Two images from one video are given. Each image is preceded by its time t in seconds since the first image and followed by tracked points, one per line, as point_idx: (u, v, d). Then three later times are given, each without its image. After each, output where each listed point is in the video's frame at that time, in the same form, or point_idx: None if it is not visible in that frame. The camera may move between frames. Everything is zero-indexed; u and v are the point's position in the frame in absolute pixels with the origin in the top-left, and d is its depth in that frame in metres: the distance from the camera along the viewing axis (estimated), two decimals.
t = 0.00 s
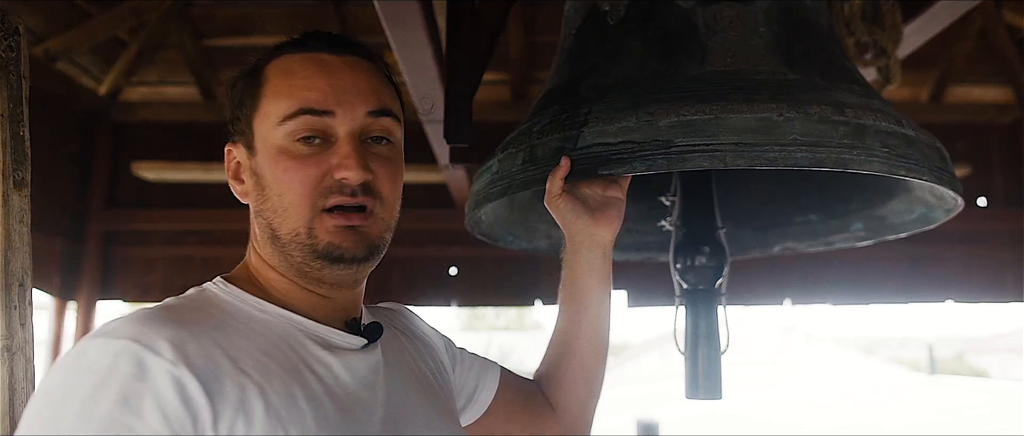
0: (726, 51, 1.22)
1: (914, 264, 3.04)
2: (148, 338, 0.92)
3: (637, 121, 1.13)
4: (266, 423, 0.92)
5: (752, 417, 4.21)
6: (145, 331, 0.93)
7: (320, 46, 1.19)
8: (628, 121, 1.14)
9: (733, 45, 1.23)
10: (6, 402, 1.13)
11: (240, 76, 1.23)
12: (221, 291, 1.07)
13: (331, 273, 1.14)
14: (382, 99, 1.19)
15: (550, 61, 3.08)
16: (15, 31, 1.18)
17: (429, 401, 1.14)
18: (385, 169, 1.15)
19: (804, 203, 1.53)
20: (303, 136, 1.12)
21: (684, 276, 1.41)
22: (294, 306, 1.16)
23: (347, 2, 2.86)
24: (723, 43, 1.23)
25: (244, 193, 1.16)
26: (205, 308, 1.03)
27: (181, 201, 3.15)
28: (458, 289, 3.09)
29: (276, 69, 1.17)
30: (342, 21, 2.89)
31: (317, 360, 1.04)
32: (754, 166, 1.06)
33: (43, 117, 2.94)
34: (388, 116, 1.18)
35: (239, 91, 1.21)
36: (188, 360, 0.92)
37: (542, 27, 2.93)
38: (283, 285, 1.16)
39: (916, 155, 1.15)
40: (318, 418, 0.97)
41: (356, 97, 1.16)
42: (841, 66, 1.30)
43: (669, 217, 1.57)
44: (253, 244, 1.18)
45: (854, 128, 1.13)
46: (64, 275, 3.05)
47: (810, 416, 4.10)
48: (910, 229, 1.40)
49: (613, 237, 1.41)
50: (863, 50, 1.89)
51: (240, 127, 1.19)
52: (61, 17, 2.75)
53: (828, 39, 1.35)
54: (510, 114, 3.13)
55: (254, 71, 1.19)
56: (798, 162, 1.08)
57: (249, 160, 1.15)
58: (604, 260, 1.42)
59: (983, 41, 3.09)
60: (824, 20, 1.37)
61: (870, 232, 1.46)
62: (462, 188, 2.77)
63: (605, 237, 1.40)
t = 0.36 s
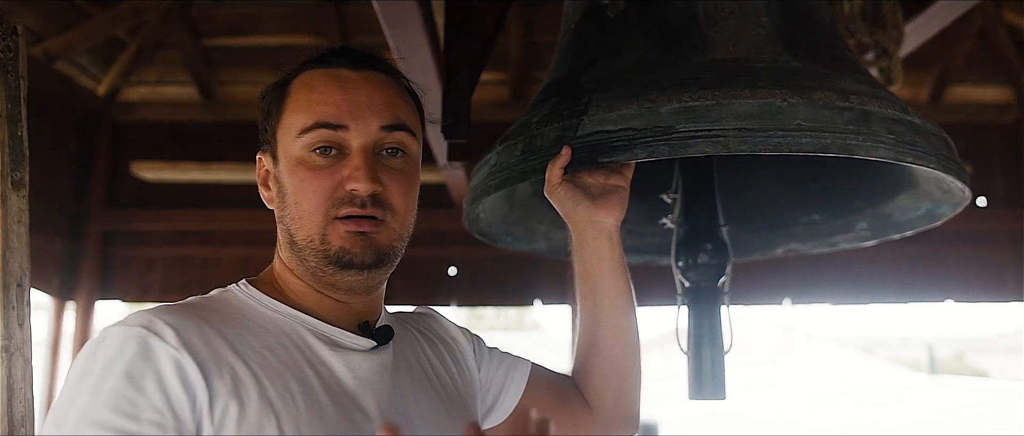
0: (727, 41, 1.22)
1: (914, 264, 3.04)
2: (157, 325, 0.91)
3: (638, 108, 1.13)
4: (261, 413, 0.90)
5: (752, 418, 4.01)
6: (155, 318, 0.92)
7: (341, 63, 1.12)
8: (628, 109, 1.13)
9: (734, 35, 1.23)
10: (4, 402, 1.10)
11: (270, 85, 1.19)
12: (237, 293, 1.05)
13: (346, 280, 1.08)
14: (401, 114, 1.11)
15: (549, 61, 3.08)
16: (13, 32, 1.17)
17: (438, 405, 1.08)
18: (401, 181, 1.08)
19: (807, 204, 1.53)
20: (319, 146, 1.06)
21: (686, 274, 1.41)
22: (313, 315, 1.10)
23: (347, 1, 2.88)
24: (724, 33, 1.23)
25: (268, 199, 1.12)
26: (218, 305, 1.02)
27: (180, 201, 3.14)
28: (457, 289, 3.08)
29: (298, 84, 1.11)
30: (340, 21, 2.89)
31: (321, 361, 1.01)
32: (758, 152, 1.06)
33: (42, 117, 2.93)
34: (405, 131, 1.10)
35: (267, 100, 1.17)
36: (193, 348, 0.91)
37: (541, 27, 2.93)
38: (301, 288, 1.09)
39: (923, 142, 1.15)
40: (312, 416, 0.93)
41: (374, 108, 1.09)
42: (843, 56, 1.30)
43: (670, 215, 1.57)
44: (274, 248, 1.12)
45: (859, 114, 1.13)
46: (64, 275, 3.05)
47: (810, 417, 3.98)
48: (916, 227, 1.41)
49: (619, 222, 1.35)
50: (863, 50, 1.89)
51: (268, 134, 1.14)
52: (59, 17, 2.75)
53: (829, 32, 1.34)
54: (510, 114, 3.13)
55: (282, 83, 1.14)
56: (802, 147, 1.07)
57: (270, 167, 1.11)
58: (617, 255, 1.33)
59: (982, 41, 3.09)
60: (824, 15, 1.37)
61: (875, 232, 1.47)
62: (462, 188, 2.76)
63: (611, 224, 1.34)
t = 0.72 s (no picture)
0: (725, 49, 1.22)
1: (912, 263, 3.04)
2: (179, 319, 0.93)
3: (636, 119, 1.13)
4: (274, 412, 0.91)
5: (751, 417, 3.98)
6: (176, 313, 0.93)
7: (367, 71, 1.13)
8: (627, 119, 1.14)
9: (732, 44, 1.23)
10: (4, 403, 1.08)
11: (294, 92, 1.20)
12: (256, 289, 1.05)
13: (364, 282, 1.08)
14: (423, 121, 1.12)
15: (549, 61, 3.07)
16: (12, 32, 1.16)
17: (446, 410, 1.09)
18: (422, 186, 1.08)
19: (803, 203, 1.53)
20: (343, 149, 1.06)
21: (683, 276, 1.41)
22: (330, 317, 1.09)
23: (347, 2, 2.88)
24: (723, 41, 1.23)
25: (289, 201, 1.12)
26: (237, 301, 1.02)
27: (180, 201, 3.14)
28: (456, 289, 3.08)
29: (324, 89, 1.12)
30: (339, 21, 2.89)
31: (335, 362, 1.01)
32: (752, 165, 1.07)
33: (42, 117, 2.93)
34: (427, 138, 1.11)
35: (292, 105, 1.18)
36: (212, 343, 0.92)
37: (540, 27, 2.93)
38: (319, 289, 1.09)
39: (915, 153, 1.15)
40: (324, 417, 0.94)
41: (398, 115, 1.09)
42: (841, 64, 1.30)
43: (667, 217, 1.57)
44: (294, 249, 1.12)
45: (853, 126, 1.13)
46: (63, 275, 3.05)
47: (810, 416, 3.87)
48: (909, 229, 1.42)
49: (616, 232, 1.36)
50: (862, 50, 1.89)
51: (292, 137, 1.14)
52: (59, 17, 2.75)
53: (827, 39, 1.34)
54: (510, 114, 3.13)
55: (308, 89, 1.14)
56: (797, 160, 1.08)
57: (293, 168, 1.12)
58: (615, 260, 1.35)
59: (981, 41, 3.08)
60: (822, 18, 1.37)
61: (870, 231, 1.47)
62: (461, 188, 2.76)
63: (608, 234, 1.35)
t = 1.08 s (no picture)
0: (721, 64, 1.22)
1: (911, 263, 3.04)
2: (194, 311, 0.93)
3: (633, 136, 1.14)
4: (285, 408, 0.91)
5: (751, 418, 3.97)
6: (190, 305, 0.94)
7: (367, 69, 1.13)
8: (625, 136, 1.14)
9: (728, 59, 1.23)
10: (4, 403, 1.08)
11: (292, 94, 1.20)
12: (263, 288, 1.05)
13: (368, 274, 1.08)
14: (423, 116, 1.12)
15: (548, 61, 3.07)
16: (12, 31, 1.16)
17: (451, 412, 1.09)
18: (423, 180, 1.09)
19: (797, 202, 1.53)
20: (345, 144, 1.06)
21: (679, 278, 1.41)
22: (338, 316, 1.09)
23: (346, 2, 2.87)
24: (719, 56, 1.23)
25: (291, 200, 1.12)
26: (244, 298, 1.01)
27: (180, 201, 3.14)
28: (456, 289, 3.08)
29: (323, 88, 1.12)
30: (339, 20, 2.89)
31: (343, 362, 1.01)
32: (746, 184, 1.07)
33: (41, 116, 2.93)
34: (427, 132, 1.11)
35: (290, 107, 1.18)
36: (227, 335, 0.92)
37: (540, 27, 2.93)
38: (326, 285, 1.09)
39: (905, 170, 1.16)
40: (334, 417, 0.94)
41: (399, 109, 1.10)
42: (836, 78, 1.30)
43: (664, 219, 1.57)
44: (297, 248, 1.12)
45: (844, 144, 1.13)
46: (62, 275, 3.04)
47: (810, 416, 3.83)
48: (901, 231, 1.41)
49: (614, 245, 1.39)
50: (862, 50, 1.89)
51: (293, 137, 1.14)
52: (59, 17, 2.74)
53: (824, 48, 1.34)
54: (510, 114, 3.12)
55: (308, 88, 1.14)
56: (789, 179, 1.08)
57: (295, 167, 1.11)
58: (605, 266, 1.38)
59: (982, 41, 3.09)
60: (820, 25, 1.37)
61: (862, 232, 1.47)
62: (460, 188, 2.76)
63: (605, 247, 1.38)
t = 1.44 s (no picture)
0: (721, 63, 1.22)
1: (911, 264, 3.04)
2: (184, 319, 0.92)
3: (632, 135, 1.14)
4: (283, 415, 0.91)
5: (752, 418, 3.96)
6: (182, 313, 0.93)
7: (375, 65, 1.12)
8: (624, 135, 1.14)
9: (728, 58, 1.23)
10: (3, 403, 1.08)
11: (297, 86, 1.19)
12: (260, 289, 1.05)
13: (369, 281, 1.08)
14: (430, 116, 1.12)
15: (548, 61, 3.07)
16: (11, 31, 1.16)
17: (452, 414, 1.10)
18: (429, 181, 1.08)
19: (797, 202, 1.53)
20: (350, 143, 1.06)
21: (679, 278, 1.40)
22: (337, 318, 1.09)
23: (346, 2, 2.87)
24: (719, 56, 1.23)
25: (292, 197, 1.12)
26: (240, 302, 1.01)
27: (180, 201, 3.14)
28: (455, 289, 3.08)
29: (330, 83, 1.11)
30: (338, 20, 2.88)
31: (341, 366, 1.01)
32: (746, 182, 1.07)
33: (40, 116, 2.93)
34: (434, 132, 1.11)
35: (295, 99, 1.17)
36: (220, 343, 0.92)
37: (540, 27, 2.93)
38: (325, 287, 1.09)
39: (905, 168, 1.16)
40: (333, 423, 0.94)
41: (407, 108, 1.09)
42: (836, 77, 1.30)
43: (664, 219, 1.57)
44: (298, 247, 1.12)
45: (844, 142, 1.13)
46: (62, 275, 3.04)
47: (810, 416, 3.83)
48: (903, 231, 1.41)
49: (615, 243, 1.38)
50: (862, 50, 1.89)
51: (296, 132, 1.13)
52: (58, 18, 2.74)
53: (824, 48, 1.34)
54: (510, 114, 3.13)
55: (314, 82, 1.13)
56: (789, 177, 1.08)
57: (297, 163, 1.11)
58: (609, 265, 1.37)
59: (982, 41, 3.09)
60: (819, 27, 1.36)
61: (864, 232, 1.46)
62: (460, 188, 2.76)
63: (605, 244, 1.37)
